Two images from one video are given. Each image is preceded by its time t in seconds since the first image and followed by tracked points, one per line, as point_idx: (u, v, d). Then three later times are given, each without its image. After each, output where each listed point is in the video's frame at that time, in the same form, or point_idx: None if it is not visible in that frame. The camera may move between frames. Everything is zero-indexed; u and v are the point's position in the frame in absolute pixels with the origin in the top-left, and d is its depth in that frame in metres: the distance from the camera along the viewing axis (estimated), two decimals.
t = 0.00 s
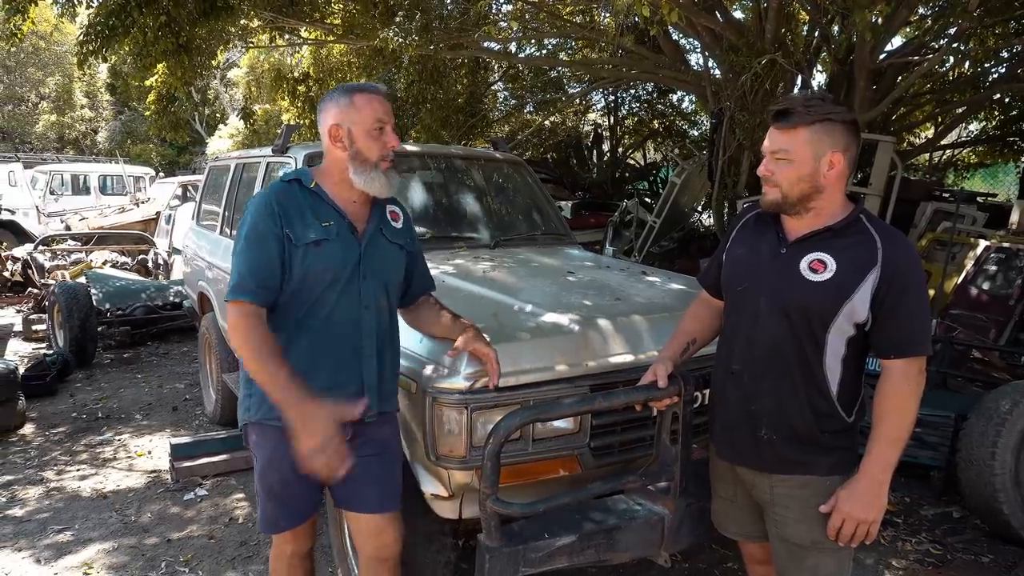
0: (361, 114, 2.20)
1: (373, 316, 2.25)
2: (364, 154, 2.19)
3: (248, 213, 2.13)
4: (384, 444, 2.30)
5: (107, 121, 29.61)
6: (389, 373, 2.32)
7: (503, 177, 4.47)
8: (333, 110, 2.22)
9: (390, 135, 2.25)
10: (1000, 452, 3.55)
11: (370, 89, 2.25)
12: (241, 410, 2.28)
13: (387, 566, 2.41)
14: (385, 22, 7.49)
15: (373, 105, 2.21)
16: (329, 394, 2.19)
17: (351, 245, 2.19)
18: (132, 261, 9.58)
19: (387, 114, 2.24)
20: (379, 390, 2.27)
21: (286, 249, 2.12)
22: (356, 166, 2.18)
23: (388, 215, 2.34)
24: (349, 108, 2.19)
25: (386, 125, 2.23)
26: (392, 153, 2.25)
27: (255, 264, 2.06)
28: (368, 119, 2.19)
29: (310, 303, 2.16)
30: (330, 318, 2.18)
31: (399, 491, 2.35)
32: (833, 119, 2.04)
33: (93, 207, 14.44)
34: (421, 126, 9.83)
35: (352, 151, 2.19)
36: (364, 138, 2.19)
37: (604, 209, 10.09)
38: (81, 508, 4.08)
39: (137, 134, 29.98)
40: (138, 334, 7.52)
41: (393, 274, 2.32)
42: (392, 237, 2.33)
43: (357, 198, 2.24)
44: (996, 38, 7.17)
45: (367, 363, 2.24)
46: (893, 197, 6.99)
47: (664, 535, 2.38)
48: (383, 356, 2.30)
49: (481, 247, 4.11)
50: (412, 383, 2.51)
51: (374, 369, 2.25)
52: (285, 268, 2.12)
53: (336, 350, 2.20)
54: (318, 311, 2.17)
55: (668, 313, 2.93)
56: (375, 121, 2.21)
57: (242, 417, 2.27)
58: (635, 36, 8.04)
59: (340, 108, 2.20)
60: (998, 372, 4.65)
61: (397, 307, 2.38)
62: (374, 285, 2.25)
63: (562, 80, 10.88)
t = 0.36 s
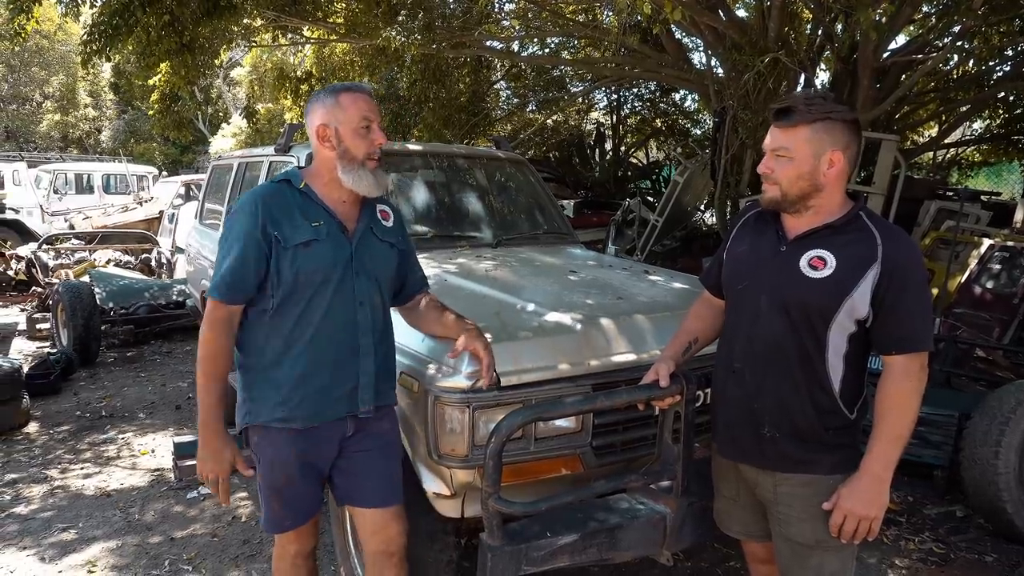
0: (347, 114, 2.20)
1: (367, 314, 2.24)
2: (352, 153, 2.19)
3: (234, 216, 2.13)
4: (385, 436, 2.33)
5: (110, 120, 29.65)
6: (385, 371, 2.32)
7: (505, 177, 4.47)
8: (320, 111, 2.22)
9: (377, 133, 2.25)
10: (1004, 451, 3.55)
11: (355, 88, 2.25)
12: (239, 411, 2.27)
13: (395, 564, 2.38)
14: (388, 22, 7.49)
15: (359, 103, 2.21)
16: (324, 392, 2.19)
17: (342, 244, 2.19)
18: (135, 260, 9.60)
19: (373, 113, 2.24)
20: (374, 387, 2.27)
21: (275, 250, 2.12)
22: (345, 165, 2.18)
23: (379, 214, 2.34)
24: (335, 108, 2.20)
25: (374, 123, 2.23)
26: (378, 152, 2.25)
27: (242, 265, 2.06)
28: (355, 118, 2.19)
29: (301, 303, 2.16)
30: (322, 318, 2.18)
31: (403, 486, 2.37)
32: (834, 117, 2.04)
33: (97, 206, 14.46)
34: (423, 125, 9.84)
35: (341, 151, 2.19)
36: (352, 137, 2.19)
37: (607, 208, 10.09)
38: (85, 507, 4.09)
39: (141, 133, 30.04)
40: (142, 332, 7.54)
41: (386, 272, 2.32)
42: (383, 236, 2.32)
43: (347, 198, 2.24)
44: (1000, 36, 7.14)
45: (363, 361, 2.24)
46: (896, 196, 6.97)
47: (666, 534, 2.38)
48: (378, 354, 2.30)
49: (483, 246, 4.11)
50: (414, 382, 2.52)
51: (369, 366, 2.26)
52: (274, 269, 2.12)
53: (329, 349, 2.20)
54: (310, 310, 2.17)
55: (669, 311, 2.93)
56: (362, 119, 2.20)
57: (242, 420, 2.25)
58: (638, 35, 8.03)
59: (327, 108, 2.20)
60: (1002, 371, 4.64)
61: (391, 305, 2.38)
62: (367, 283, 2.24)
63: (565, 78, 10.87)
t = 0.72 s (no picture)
0: (345, 115, 2.20)
1: (368, 314, 2.24)
2: (350, 154, 2.19)
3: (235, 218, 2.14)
4: (387, 440, 2.33)
5: (112, 121, 29.67)
6: (387, 371, 2.32)
7: (507, 178, 4.47)
8: (318, 112, 2.22)
9: (375, 134, 2.25)
10: (1006, 454, 3.55)
11: (353, 89, 2.25)
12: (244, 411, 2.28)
13: (392, 566, 2.39)
14: (389, 23, 7.51)
15: (357, 105, 2.21)
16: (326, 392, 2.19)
17: (342, 244, 2.19)
18: (137, 260, 9.61)
19: (371, 114, 2.24)
20: (376, 386, 2.27)
21: (275, 251, 2.12)
22: (344, 167, 2.18)
23: (380, 215, 2.34)
24: (333, 110, 2.20)
25: (372, 124, 2.23)
26: (377, 152, 2.25)
27: (243, 267, 2.07)
28: (353, 119, 2.19)
29: (302, 303, 2.16)
30: (324, 318, 2.18)
31: (404, 489, 2.37)
32: (832, 118, 2.04)
33: (98, 206, 14.48)
34: (425, 127, 9.85)
35: (339, 152, 2.19)
36: (350, 138, 2.19)
37: (608, 211, 10.09)
38: (85, 508, 4.09)
39: (142, 134, 30.04)
40: (143, 333, 7.55)
41: (388, 273, 2.32)
42: (384, 237, 2.32)
43: (347, 199, 2.24)
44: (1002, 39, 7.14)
45: (365, 361, 2.24)
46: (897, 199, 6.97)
47: (668, 537, 2.38)
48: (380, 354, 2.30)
49: (485, 248, 4.11)
50: (416, 385, 2.52)
51: (371, 366, 2.25)
52: (275, 269, 2.12)
53: (331, 348, 2.20)
54: (311, 311, 2.17)
55: (671, 314, 2.93)
56: (360, 121, 2.20)
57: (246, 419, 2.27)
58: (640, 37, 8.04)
59: (325, 110, 2.20)
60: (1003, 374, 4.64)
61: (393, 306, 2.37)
62: (368, 283, 2.24)
63: (566, 80, 10.87)
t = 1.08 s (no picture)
0: (348, 116, 2.20)
1: (371, 312, 2.24)
2: (352, 155, 2.18)
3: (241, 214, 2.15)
4: (392, 444, 2.33)
5: (114, 123, 29.70)
6: (390, 371, 2.32)
7: (510, 182, 4.47)
8: (322, 112, 2.22)
9: (378, 136, 2.24)
10: (1009, 458, 3.54)
11: (358, 91, 2.25)
12: (249, 411, 2.28)
13: (394, 569, 2.40)
14: (392, 27, 7.60)
15: (361, 106, 2.21)
16: (329, 390, 2.19)
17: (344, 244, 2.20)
18: (139, 263, 9.62)
19: (374, 116, 2.24)
20: (379, 386, 2.26)
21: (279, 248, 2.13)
22: (344, 166, 2.18)
23: (383, 216, 2.35)
24: (337, 110, 2.20)
25: (374, 127, 2.23)
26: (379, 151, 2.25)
27: (248, 260, 2.07)
28: (356, 119, 2.19)
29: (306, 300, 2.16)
30: (327, 314, 2.18)
31: (407, 493, 2.37)
32: (835, 121, 2.04)
33: (101, 208, 14.49)
34: (427, 129, 9.85)
35: (340, 151, 2.19)
36: (352, 138, 2.18)
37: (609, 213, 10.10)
38: (87, 510, 4.09)
39: (144, 136, 30.07)
40: (145, 335, 7.57)
41: (390, 272, 2.33)
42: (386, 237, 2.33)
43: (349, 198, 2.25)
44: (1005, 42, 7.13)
45: (368, 361, 2.24)
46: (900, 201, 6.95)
47: (671, 540, 2.37)
48: (383, 353, 2.29)
49: (487, 250, 4.11)
50: (418, 387, 2.52)
51: (374, 365, 2.25)
52: (279, 266, 2.13)
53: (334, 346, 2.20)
54: (314, 307, 2.17)
55: (674, 317, 2.93)
56: (363, 122, 2.20)
57: (251, 420, 2.27)
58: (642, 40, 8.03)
59: (329, 109, 2.21)
60: (1006, 377, 4.63)
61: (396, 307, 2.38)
62: (371, 281, 2.25)
63: (568, 83, 10.86)
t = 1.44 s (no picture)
0: (356, 116, 2.21)
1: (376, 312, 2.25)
2: (358, 154, 2.19)
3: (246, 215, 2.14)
4: (397, 445, 2.33)
5: (115, 125, 29.71)
6: (394, 371, 2.33)
7: (511, 182, 4.47)
8: (329, 112, 2.23)
9: (383, 137, 2.26)
10: (1011, 459, 3.54)
11: (364, 93, 2.27)
12: (253, 412, 2.28)
13: (397, 570, 2.40)
14: (393, 29, 7.61)
15: (368, 107, 2.23)
16: (335, 390, 2.19)
17: (349, 244, 2.21)
18: (140, 264, 9.62)
19: (380, 117, 2.25)
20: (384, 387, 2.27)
21: (285, 248, 2.12)
22: (349, 165, 2.18)
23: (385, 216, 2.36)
24: (343, 109, 2.21)
25: (380, 127, 2.24)
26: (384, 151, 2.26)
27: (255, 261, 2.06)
28: (363, 119, 2.21)
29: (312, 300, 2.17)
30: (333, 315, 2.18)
31: (411, 495, 2.36)
32: (841, 121, 2.04)
33: (102, 210, 14.50)
34: (428, 130, 9.86)
35: (346, 150, 2.20)
36: (359, 137, 2.20)
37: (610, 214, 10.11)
38: (89, 511, 4.09)
39: (145, 138, 30.07)
40: (147, 336, 7.58)
41: (392, 273, 2.34)
42: (389, 237, 2.34)
43: (353, 198, 2.26)
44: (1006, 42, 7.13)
45: (373, 361, 2.25)
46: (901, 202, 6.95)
47: (673, 540, 2.37)
48: (387, 355, 2.30)
49: (489, 251, 4.11)
50: (421, 388, 2.52)
51: (379, 365, 2.26)
52: (285, 267, 2.13)
53: (340, 346, 2.20)
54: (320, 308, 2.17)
55: (675, 318, 2.93)
56: (369, 123, 2.21)
57: (255, 421, 2.27)
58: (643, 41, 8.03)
59: (335, 109, 2.22)
60: (1008, 378, 4.63)
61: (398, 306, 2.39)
62: (376, 282, 2.26)
63: (569, 84, 10.86)
